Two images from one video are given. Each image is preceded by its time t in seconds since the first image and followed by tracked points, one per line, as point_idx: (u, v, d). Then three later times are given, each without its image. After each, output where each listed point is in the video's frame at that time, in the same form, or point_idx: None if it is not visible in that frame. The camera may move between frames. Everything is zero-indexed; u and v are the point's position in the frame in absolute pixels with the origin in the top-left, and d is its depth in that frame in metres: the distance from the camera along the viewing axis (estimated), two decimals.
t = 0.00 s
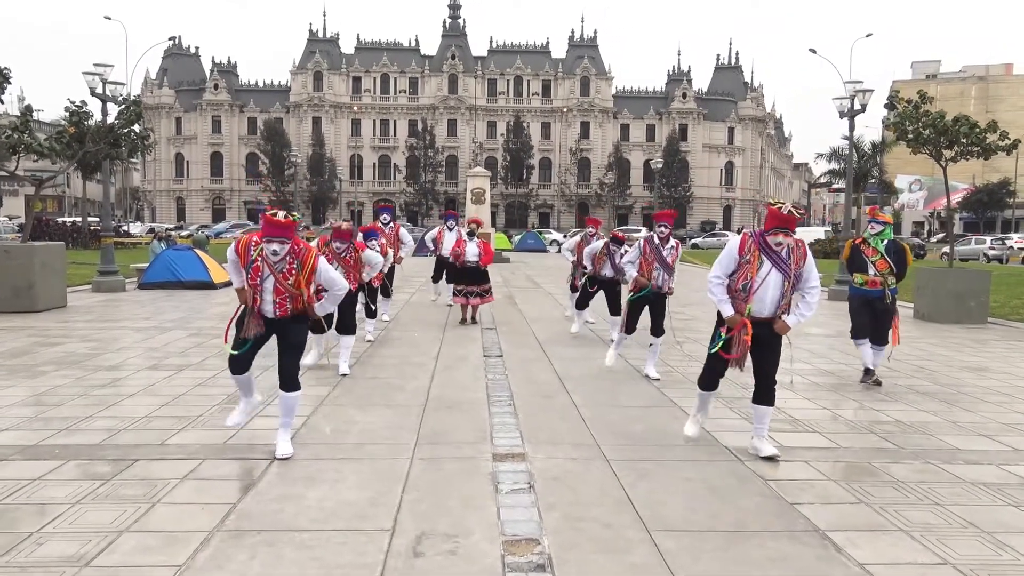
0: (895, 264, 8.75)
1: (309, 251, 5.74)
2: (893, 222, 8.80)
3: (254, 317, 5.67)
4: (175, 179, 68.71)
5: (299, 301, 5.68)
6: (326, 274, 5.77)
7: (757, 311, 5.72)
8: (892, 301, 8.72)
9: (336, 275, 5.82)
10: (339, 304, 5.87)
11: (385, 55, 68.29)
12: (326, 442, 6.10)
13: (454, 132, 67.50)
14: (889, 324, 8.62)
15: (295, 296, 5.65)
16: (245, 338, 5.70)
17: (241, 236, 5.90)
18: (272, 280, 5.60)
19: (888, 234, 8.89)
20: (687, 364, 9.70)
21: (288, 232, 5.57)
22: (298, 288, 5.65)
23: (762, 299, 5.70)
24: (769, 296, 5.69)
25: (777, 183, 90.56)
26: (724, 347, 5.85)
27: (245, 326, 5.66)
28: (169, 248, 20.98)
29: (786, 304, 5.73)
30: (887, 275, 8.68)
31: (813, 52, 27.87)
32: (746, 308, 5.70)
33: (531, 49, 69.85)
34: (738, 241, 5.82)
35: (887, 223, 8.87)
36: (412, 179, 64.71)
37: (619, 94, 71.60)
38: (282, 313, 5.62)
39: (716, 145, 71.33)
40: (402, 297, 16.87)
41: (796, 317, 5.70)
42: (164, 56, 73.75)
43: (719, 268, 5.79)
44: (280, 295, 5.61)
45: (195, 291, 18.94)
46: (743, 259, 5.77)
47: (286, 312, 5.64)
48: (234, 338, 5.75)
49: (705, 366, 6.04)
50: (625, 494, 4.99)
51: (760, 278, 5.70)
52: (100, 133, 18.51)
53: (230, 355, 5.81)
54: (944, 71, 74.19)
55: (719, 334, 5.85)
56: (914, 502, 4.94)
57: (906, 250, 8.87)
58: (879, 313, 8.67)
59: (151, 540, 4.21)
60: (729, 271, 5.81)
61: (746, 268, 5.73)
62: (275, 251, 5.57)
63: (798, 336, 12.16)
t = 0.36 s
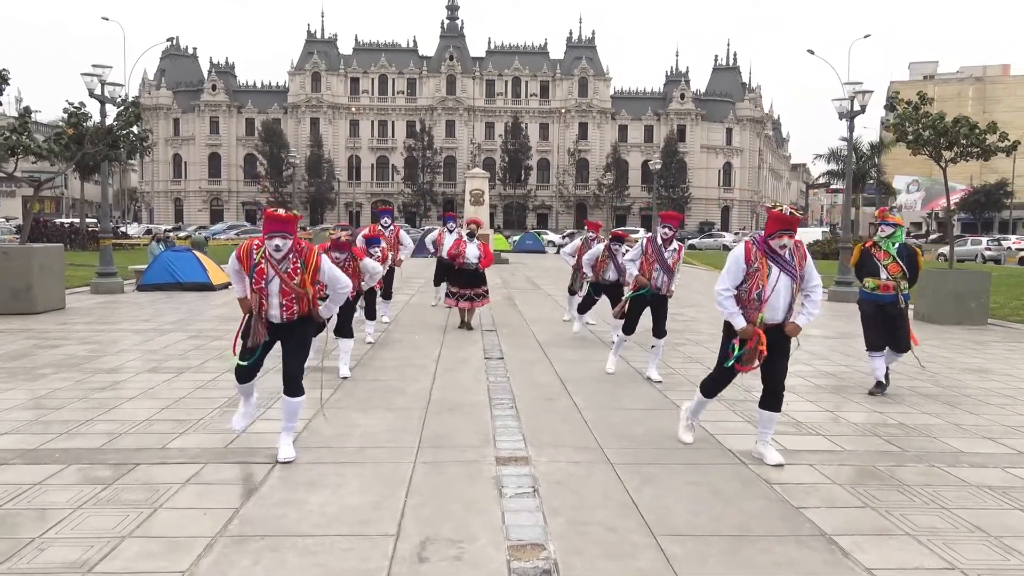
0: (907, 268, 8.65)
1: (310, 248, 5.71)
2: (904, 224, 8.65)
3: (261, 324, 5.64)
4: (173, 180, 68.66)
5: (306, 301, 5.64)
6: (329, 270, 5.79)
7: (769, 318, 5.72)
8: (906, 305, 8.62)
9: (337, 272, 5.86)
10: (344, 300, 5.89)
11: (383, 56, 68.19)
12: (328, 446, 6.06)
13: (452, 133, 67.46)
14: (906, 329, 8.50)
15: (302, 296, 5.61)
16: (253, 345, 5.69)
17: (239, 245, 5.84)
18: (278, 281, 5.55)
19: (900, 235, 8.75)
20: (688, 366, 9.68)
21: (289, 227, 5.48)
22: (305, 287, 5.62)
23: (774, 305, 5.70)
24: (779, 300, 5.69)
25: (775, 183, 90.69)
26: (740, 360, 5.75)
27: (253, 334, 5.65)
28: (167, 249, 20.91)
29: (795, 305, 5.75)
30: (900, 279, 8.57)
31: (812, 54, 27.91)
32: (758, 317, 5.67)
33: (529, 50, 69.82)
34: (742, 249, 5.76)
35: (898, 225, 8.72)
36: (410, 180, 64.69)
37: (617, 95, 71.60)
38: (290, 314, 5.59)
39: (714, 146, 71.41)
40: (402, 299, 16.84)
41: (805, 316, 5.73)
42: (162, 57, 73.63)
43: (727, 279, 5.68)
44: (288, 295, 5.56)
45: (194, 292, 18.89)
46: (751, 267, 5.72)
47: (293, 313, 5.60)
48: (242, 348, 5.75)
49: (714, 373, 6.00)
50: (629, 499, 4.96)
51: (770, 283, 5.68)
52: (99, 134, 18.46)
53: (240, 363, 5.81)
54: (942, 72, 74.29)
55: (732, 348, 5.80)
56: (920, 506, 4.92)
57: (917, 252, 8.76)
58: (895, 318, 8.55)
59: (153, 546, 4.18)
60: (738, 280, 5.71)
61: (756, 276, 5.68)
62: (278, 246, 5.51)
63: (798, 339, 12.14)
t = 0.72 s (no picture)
0: (917, 268, 8.35)
1: (307, 225, 5.77)
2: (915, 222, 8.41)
3: (262, 306, 5.46)
4: (171, 182, 68.66)
5: (305, 272, 5.61)
6: (327, 250, 5.81)
7: (771, 311, 5.68)
8: (916, 307, 8.31)
9: (334, 253, 5.86)
10: (344, 281, 5.82)
11: (381, 57, 68.10)
12: (327, 448, 6.06)
13: (449, 135, 67.50)
14: (914, 331, 8.24)
15: (301, 266, 5.59)
16: (255, 330, 5.45)
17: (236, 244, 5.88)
18: (277, 250, 5.55)
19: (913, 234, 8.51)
20: (687, 367, 9.67)
21: (286, 197, 5.57)
22: (304, 256, 5.61)
23: (773, 299, 5.67)
24: (777, 291, 5.66)
25: (773, 184, 90.75)
26: (757, 357, 5.57)
27: (254, 317, 5.45)
28: (165, 251, 20.88)
29: (797, 297, 5.68)
30: (907, 279, 8.34)
31: (809, 54, 27.94)
32: (761, 313, 5.62)
33: (526, 51, 69.78)
34: (728, 253, 5.78)
35: (910, 223, 8.50)
36: (408, 181, 64.73)
37: (615, 96, 71.61)
38: (290, 285, 5.51)
39: (712, 146, 71.52)
40: (400, 301, 16.82)
41: (813, 310, 5.62)
42: (159, 58, 73.54)
43: (721, 281, 5.72)
44: (288, 264, 5.54)
45: (192, 294, 18.88)
46: (740, 265, 5.73)
47: (293, 286, 5.52)
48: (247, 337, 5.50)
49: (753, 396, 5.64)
50: (629, 500, 4.96)
51: (763, 276, 5.66)
52: (96, 136, 18.43)
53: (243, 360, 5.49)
54: (939, 72, 74.40)
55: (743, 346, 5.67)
56: (920, 507, 4.90)
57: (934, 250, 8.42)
58: (901, 321, 8.33)
59: (151, 549, 4.17)
60: (731, 283, 5.73)
61: (745, 273, 5.68)
62: (276, 216, 5.55)
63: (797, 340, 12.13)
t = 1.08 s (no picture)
0: (924, 269, 8.31)
1: (306, 243, 5.74)
2: (923, 223, 8.41)
3: (250, 316, 5.57)
4: (169, 183, 68.61)
5: (297, 292, 5.61)
6: (324, 267, 5.75)
7: (757, 317, 5.72)
8: (923, 309, 8.25)
9: (333, 268, 5.79)
10: (338, 298, 5.78)
11: (379, 58, 68.09)
12: (325, 449, 6.06)
13: (448, 135, 67.54)
14: (922, 333, 8.18)
15: (292, 288, 5.59)
16: (243, 337, 5.60)
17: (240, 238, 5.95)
18: (270, 270, 5.56)
19: (926, 234, 8.45)
20: (685, 367, 9.68)
21: (286, 217, 5.54)
22: (296, 279, 5.60)
23: (760, 305, 5.69)
24: (768, 301, 5.67)
25: (771, 184, 90.83)
26: (726, 352, 5.83)
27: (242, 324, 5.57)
28: (163, 252, 20.88)
29: (788, 309, 5.67)
30: (915, 282, 8.37)
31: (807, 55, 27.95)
32: (745, 313, 5.69)
33: (525, 52, 69.72)
34: (732, 247, 5.84)
35: (920, 224, 8.51)
36: (407, 182, 64.74)
37: (613, 97, 71.61)
38: (279, 303, 5.55)
39: (711, 147, 71.57)
40: (398, 301, 16.82)
41: (801, 322, 5.62)
42: (158, 59, 73.50)
43: (716, 273, 5.82)
44: (279, 286, 5.55)
45: (190, 295, 18.88)
46: (738, 264, 5.79)
47: (283, 304, 5.56)
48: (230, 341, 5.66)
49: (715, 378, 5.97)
50: (626, 500, 4.97)
51: (757, 283, 5.69)
52: (94, 137, 18.45)
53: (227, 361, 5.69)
54: (937, 72, 74.47)
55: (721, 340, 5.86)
56: (915, 508, 4.92)
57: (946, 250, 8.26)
58: (915, 325, 8.30)
59: (148, 549, 4.17)
60: (727, 276, 5.82)
61: (741, 272, 5.74)
62: (275, 233, 5.57)
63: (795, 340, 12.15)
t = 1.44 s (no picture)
0: (927, 271, 8.35)
1: (304, 259, 5.73)
2: (935, 225, 8.24)
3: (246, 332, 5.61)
4: (168, 184, 68.56)
5: (294, 309, 5.66)
6: (322, 281, 5.79)
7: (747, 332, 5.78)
8: (927, 309, 8.28)
9: (329, 280, 5.83)
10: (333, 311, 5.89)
11: (378, 58, 68.11)
12: (323, 448, 6.07)
13: (446, 136, 67.60)
14: (922, 334, 8.28)
15: (290, 305, 5.64)
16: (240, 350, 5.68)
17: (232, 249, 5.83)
18: (268, 289, 5.56)
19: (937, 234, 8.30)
20: (682, 367, 9.71)
21: (286, 235, 5.53)
22: (295, 297, 5.64)
23: (755, 322, 5.74)
24: (763, 319, 5.73)
25: (769, 184, 90.99)
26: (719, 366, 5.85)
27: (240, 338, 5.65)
28: (161, 253, 20.87)
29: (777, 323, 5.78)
30: (919, 282, 8.43)
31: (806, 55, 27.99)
32: (738, 330, 5.72)
33: (523, 52, 69.68)
34: (736, 263, 5.73)
35: (931, 225, 8.36)
36: (405, 183, 64.80)
37: (612, 98, 71.71)
38: (276, 320, 5.60)
39: (709, 148, 71.65)
40: (396, 302, 16.82)
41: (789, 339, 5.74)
42: (156, 60, 73.49)
43: (716, 292, 5.68)
44: (277, 304, 5.58)
45: (188, 296, 18.87)
46: (741, 282, 5.70)
47: (281, 320, 5.62)
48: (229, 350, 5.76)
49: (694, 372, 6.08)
50: (625, 501, 4.97)
51: (757, 302, 5.67)
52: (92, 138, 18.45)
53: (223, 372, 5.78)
54: (935, 73, 74.58)
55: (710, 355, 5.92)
56: (912, 507, 4.93)
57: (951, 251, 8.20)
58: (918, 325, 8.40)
59: (145, 550, 4.17)
60: (727, 292, 5.72)
61: (744, 293, 5.68)
62: (275, 252, 5.53)
63: (792, 340, 12.16)
